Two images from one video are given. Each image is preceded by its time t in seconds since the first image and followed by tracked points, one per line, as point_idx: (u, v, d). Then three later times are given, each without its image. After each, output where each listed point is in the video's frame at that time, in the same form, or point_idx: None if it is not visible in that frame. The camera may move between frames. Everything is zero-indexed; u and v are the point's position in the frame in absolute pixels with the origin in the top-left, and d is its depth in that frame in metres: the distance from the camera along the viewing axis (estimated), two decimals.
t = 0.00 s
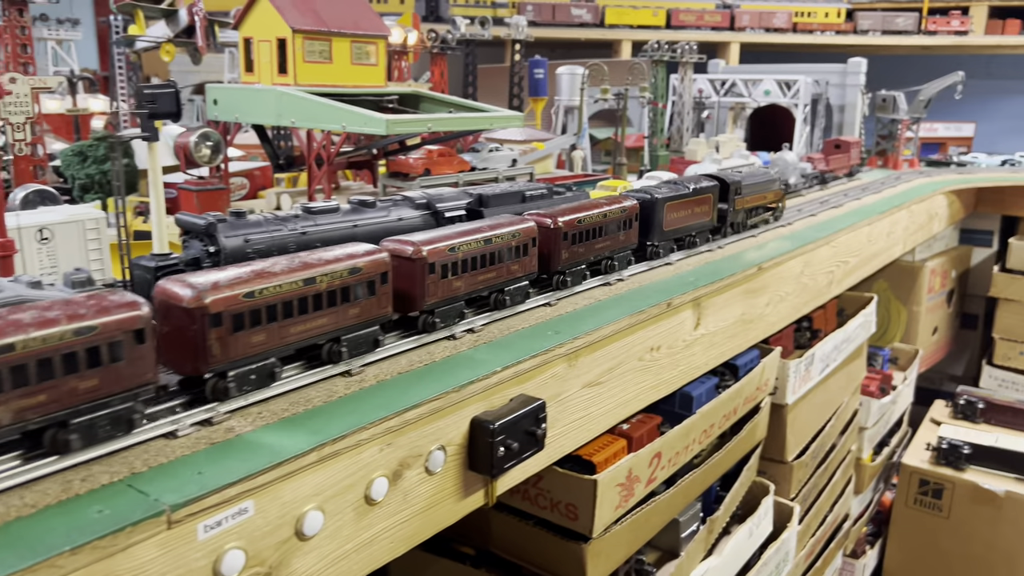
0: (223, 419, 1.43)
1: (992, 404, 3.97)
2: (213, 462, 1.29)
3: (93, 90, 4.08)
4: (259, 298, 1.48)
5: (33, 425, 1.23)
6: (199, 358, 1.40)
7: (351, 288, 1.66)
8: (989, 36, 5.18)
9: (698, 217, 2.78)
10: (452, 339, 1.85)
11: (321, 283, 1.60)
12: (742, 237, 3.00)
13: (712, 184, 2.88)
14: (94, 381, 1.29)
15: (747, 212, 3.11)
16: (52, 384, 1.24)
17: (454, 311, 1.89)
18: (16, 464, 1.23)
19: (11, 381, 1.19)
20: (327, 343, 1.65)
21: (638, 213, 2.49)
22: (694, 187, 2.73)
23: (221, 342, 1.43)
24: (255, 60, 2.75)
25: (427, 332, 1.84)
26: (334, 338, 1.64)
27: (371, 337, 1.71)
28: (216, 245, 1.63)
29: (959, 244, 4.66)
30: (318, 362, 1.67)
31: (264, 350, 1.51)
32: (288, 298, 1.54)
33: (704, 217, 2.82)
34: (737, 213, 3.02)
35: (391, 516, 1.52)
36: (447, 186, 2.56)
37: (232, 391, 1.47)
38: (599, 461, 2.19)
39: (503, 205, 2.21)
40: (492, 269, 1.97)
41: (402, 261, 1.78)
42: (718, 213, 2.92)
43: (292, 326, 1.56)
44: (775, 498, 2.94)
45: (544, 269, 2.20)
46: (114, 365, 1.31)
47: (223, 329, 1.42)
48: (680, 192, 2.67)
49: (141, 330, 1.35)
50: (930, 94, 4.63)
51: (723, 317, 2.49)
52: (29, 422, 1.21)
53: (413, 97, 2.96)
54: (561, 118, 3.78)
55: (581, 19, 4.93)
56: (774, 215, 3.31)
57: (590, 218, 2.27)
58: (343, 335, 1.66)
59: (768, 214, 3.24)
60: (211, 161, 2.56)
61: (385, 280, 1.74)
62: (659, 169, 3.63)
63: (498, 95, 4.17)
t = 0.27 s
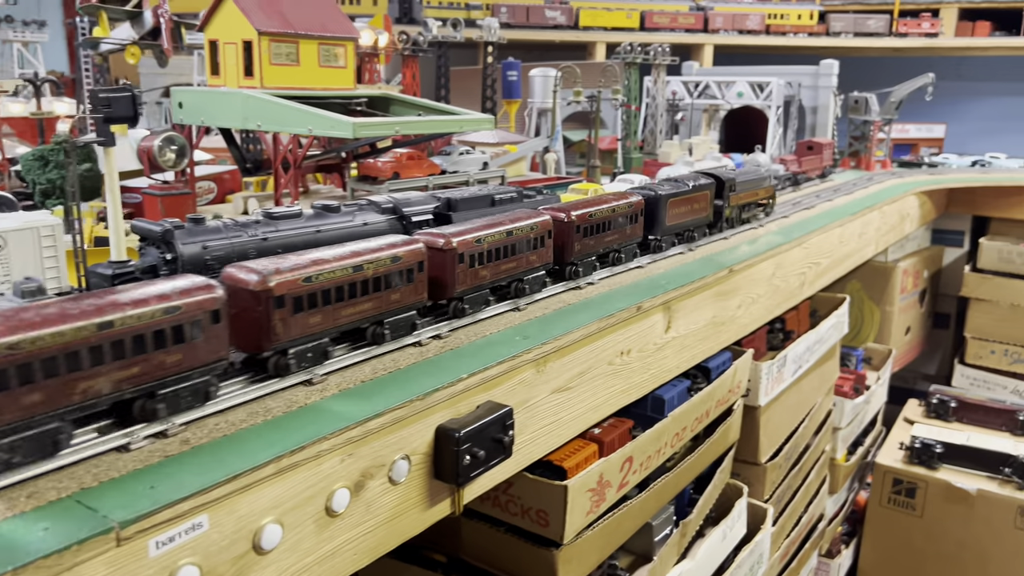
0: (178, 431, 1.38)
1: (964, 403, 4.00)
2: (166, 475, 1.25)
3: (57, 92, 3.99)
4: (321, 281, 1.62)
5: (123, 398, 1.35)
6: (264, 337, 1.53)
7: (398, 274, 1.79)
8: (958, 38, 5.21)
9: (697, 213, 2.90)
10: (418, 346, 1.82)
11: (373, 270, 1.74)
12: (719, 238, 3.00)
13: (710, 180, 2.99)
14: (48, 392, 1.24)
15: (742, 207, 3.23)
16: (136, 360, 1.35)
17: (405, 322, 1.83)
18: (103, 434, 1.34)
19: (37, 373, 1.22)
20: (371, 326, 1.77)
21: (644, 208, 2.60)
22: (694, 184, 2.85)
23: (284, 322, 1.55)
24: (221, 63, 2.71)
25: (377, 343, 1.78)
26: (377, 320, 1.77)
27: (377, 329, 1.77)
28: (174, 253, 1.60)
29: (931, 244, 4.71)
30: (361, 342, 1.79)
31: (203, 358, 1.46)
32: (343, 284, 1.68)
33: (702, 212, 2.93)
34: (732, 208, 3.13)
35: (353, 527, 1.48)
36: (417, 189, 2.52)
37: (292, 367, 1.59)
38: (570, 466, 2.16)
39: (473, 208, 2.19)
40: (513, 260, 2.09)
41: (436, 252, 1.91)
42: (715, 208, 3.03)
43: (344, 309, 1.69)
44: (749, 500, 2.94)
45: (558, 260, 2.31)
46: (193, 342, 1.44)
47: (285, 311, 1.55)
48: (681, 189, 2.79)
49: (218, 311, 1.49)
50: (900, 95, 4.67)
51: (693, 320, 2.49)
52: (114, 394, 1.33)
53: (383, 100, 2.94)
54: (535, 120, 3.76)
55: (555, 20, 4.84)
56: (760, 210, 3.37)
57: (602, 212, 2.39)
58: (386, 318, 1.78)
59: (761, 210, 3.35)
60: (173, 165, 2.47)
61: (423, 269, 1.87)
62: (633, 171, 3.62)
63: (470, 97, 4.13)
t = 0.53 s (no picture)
0: (137, 442, 1.35)
1: (938, 401, 4.04)
2: (123, 488, 1.21)
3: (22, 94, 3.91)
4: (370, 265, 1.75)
5: (201, 368, 1.48)
6: (320, 316, 1.66)
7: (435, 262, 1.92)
8: (929, 39, 5.24)
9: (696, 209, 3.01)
10: (386, 352, 1.79)
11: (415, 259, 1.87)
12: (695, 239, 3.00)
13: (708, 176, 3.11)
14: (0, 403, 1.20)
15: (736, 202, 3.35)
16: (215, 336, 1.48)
17: (365, 330, 1.77)
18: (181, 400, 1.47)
19: (121, 348, 1.33)
20: (411, 309, 1.90)
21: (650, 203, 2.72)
22: (695, 180, 2.98)
23: (341, 302, 1.70)
24: (188, 65, 2.68)
25: (337, 352, 1.72)
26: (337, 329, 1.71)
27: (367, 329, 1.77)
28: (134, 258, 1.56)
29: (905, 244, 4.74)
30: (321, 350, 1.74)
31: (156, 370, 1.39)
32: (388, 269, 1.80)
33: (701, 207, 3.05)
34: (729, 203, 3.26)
35: (319, 537, 1.45)
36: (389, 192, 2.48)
37: (345, 345, 1.72)
38: (543, 470, 2.13)
39: (445, 211, 2.17)
40: (620, 227, 2.57)
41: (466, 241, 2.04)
42: (714, 204, 3.15)
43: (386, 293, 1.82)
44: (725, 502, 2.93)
45: (573, 250, 2.45)
46: (428, 277, 1.92)
47: (342, 294, 1.69)
48: (682, 185, 2.92)
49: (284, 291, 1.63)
50: (873, 97, 4.71)
51: (667, 322, 2.48)
52: (194, 364, 1.46)
53: (355, 102, 2.90)
54: (510, 122, 3.75)
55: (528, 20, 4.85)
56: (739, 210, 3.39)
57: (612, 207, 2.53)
58: (345, 326, 1.72)
59: (755, 205, 3.47)
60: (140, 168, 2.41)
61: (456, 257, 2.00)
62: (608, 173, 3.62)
63: (445, 99, 4.11)
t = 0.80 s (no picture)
0: (86, 455, 1.30)
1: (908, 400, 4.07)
2: (69, 504, 1.17)
3: None
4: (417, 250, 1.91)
5: (277, 338, 1.64)
6: (593, 230, 2.60)
7: (470, 249, 2.09)
8: (898, 42, 5.27)
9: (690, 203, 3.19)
10: (349, 359, 1.76)
11: (454, 246, 2.04)
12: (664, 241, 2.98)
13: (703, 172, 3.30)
14: None
15: (726, 198, 3.53)
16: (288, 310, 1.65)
17: (326, 338, 1.73)
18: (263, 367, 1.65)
19: (217, 318, 1.51)
20: (447, 291, 2.06)
21: (651, 198, 2.88)
22: (690, 176, 3.16)
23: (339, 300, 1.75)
24: (150, 67, 2.63)
25: (298, 359, 1.69)
26: (298, 335, 1.68)
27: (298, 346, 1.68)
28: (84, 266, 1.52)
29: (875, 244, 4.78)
30: (281, 358, 1.69)
31: (103, 381, 1.35)
32: (433, 254, 1.97)
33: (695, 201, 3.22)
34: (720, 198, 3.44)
35: (277, 550, 1.41)
36: (354, 195, 2.45)
37: (395, 321, 1.89)
38: (512, 476, 2.10)
39: (410, 215, 2.14)
40: (625, 220, 2.74)
41: (494, 230, 2.20)
42: (707, 199, 3.33)
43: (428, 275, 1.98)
44: (697, 503, 2.92)
45: (585, 241, 2.63)
46: (464, 261, 2.08)
47: (393, 276, 1.84)
48: (680, 180, 3.09)
49: (344, 272, 1.79)
50: (843, 98, 4.72)
51: (637, 324, 2.45)
52: (273, 334, 1.62)
53: (321, 104, 2.86)
54: (480, 124, 3.72)
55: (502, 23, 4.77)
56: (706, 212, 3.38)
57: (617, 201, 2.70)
58: (603, 241, 2.65)
59: (744, 199, 3.64)
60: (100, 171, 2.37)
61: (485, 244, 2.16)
62: (579, 176, 3.60)
63: (415, 100, 4.07)
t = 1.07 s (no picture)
0: (39, 472, 1.26)
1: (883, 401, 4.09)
2: (20, 523, 1.13)
3: None
4: (446, 244, 2.07)
5: (328, 322, 1.79)
6: (599, 226, 2.76)
7: (491, 243, 2.25)
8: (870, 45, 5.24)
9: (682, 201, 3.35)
10: (315, 369, 1.72)
11: (476, 241, 2.20)
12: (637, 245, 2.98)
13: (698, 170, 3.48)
14: None
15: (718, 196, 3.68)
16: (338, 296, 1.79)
17: (172, 387, 1.49)
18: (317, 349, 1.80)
19: (276, 302, 1.66)
20: (469, 282, 2.21)
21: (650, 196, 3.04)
22: (687, 175, 3.33)
23: (420, 274, 2.01)
24: (115, 71, 2.58)
25: (254, 372, 1.64)
26: (253, 348, 1.63)
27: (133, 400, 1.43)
28: (38, 277, 1.48)
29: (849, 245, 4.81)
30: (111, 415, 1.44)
31: (152, 367, 1.45)
32: (458, 248, 2.13)
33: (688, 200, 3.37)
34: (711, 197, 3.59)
35: (240, 566, 1.38)
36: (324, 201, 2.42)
37: (426, 309, 2.05)
38: (484, 484, 2.08)
39: (379, 221, 2.12)
40: (627, 217, 2.91)
41: (510, 225, 2.36)
42: (700, 197, 3.47)
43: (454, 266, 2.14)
44: (673, 508, 2.91)
45: (590, 235, 2.78)
46: (485, 253, 2.24)
47: (423, 266, 2.00)
48: (675, 180, 3.24)
49: (382, 262, 1.93)
50: (817, 101, 4.74)
51: (610, 329, 2.44)
52: (323, 318, 1.77)
53: (291, 108, 2.83)
54: (455, 127, 3.71)
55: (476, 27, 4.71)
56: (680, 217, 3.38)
57: (619, 199, 2.85)
58: (607, 237, 2.82)
59: (733, 198, 3.78)
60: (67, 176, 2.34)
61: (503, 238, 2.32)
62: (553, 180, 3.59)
63: (388, 103, 4.03)
